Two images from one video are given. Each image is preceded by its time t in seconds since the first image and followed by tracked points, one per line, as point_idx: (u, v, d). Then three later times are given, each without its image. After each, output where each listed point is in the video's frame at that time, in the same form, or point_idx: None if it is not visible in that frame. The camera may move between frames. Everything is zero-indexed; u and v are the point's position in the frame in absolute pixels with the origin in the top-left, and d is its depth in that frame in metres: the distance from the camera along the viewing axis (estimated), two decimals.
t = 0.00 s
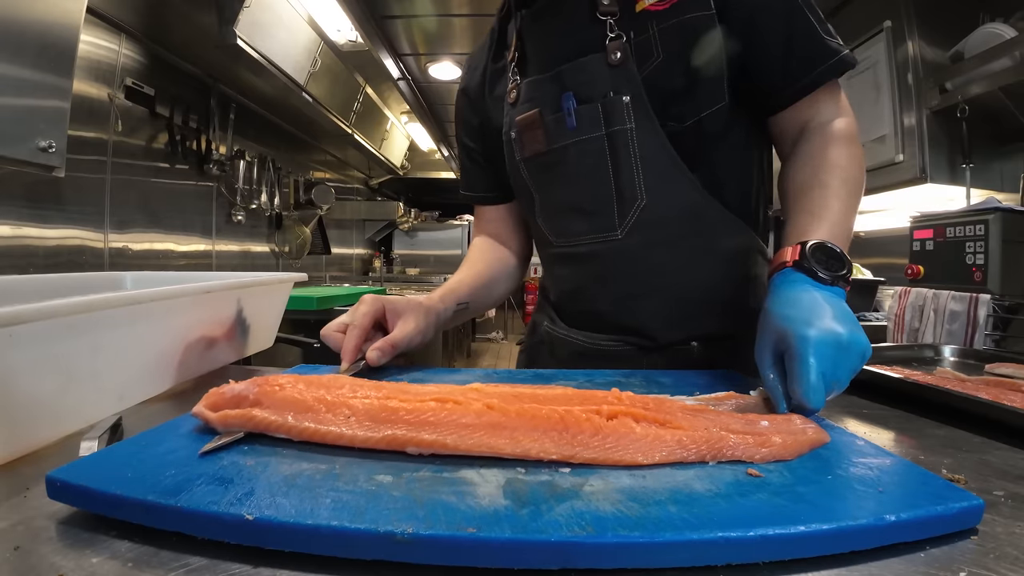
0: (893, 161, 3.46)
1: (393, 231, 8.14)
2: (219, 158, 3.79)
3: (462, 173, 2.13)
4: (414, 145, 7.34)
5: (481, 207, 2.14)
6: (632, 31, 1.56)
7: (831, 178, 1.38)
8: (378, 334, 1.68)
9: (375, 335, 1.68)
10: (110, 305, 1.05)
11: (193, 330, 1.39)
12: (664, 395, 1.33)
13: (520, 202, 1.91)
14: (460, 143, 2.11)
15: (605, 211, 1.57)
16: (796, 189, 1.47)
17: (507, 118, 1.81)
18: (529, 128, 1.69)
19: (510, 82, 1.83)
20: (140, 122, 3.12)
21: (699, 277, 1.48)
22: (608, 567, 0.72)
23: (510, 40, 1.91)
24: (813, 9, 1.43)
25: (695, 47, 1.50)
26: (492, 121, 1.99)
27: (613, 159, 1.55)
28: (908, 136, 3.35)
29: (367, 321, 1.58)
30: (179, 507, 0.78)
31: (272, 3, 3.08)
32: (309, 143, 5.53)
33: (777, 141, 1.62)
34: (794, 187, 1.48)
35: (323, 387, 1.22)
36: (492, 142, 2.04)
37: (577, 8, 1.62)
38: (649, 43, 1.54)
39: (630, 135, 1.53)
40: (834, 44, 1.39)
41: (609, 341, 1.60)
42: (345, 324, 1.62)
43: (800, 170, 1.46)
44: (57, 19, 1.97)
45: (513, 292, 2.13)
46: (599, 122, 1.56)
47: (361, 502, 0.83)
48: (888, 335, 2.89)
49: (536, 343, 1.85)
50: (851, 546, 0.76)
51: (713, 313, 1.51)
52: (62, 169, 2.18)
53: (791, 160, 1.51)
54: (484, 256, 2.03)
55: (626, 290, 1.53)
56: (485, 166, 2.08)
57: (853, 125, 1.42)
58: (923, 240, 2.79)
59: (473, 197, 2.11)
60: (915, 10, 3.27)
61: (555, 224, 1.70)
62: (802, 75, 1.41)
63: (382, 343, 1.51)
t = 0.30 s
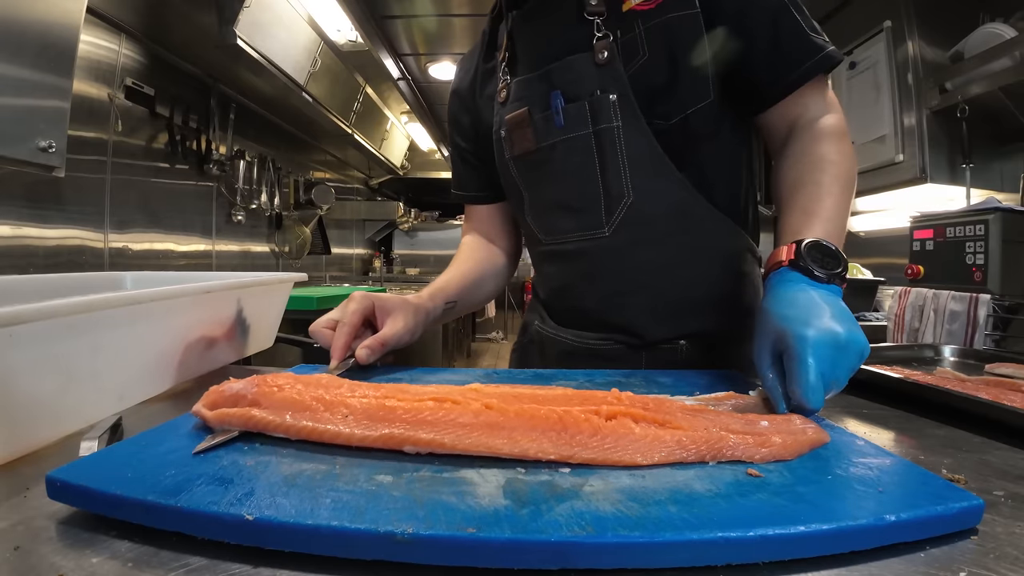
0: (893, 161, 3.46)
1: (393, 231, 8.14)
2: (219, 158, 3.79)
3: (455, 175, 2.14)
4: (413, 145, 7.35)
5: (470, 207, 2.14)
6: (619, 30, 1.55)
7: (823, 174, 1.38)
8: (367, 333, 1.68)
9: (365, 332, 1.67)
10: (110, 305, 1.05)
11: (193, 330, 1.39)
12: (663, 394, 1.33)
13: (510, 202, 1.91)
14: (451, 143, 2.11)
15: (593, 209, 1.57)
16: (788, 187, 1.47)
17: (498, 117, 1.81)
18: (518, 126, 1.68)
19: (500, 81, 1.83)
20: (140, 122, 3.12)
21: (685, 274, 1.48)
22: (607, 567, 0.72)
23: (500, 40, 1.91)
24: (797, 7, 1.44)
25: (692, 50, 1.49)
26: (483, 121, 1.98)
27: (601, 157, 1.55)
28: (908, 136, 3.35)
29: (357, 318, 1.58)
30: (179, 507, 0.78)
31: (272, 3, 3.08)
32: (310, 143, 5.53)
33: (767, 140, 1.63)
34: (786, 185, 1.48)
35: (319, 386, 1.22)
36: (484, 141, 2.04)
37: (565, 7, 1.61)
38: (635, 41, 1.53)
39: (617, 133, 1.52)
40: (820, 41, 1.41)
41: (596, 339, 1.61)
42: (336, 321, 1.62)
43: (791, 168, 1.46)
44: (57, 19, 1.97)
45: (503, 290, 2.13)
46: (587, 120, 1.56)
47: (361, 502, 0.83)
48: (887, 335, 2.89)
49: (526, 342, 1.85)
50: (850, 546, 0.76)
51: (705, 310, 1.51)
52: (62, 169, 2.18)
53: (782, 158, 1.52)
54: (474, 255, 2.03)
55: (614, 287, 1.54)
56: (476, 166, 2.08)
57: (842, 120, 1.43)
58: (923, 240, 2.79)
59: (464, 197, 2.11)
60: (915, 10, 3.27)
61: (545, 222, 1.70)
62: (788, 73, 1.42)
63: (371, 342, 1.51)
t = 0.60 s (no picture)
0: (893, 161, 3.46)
1: (393, 231, 8.14)
2: (219, 158, 3.79)
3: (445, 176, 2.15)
4: (413, 145, 7.35)
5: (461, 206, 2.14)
6: (603, 29, 1.56)
7: (815, 173, 1.38)
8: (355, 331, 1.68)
9: (352, 330, 1.67)
10: (110, 305, 1.05)
11: (193, 330, 1.39)
12: (663, 394, 1.33)
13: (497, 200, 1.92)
14: (440, 144, 2.12)
15: (577, 207, 1.57)
16: (780, 186, 1.48)
17: (484, 116, 1.82)
18: (503, 125, 1.68)
19: (488, 81, 1.85)
20: (140, 122, 3.12)
21: (667, 271, 1.48)
22: (607, 567, 0.72)
23: (488, 42, 1.92)
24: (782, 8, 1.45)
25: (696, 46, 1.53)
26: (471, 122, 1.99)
27: (585, 155, 1.55)
28: (908, 136, 3.35)
29: (345, 319, 1.58)
30: (179, 507, 0.78)
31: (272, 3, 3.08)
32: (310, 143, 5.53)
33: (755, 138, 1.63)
34: (777, 184, 1.49)
35: (317, 389, 1.22)
36: (472, 141, 2.04)
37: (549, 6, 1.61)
38: (619, 41, 1.54)
39: (601, 132, 1.53)
40: (803, 40, 1.42)
41: (583, 340, 1.60)
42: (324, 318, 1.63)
43: (782, 166, 1.46)
44: (56, 19, 1.97)
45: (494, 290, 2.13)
46: (571, 118, 1.56)
47: (361, 502, 0.83)
48: (887, 335, 2.89)
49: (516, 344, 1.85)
50: (850, 546, 0.76)
51: (694, 307, 1.50)
52: (62, 169, 2.18)
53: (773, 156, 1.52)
54: (464, 255, 2.03)
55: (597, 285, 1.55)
56: (465, 166, 2.09)
57: (830, 117, 1.43)
58: (923, 240, 2.79)
59: (453, 197, 2.11)
60: (916, 10, 3.27)
61: (530, 221, 1.70)
62: (772, 71, 1.43)
63: (358, 343, 1.51)
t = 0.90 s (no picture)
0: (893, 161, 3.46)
1: (393, 231, 8.14)
2: (219, 158, 3.79)
3: (432, 176, 2.15)
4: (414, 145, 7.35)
5: (448, 207, 2.14)
6: (587, 29, 1.56)
7: (806, 172, 1.38)
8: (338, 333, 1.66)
9: (336, 333, 1.65)
10: (110, 305, 1.06)
11: (193, 329, 1.39)
12: (663, 394, 1.33)
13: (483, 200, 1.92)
14: (428, 145, 2.12)
15: (563, 206, 1.56)
16: (771, 185, 1.48)
17: (469, 116, 1.81)
18: (488, 125, 1.68)
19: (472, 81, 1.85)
20: (140, 122, 3.12)
21: (652, 270, 1.49)
22: (607, 567, 0.72)
23: (473, 42, 1.92)
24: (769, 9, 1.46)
25: (696, 47, 1.53)
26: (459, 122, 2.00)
27: (569, 156, 1.55)
28: (908, 136, 3.35)
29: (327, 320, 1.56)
30: (179, 507, 0.78)
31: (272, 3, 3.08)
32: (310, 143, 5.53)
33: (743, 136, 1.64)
34: (768, 184, 1.49)
35: (314, 395, 1.22)
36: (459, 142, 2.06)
37: (533, 7, 1.62)
38: (603, 41, 1.54)
39: (585, 132, 1.52)
40: (789, 39, 1.43)
41: (568, 340, 1.60)
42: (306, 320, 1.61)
43: (773, 166, 1.46)
44: (56, 18, 1.97)
45: (481, 292, 2.13)
46: (555, 118, 1.55)
47: (361, 502, 0.83)
48: (887, 335, 2.89)
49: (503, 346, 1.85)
50: (850, 546, 0.76)
51: (681, 306, 1.51)
52: (62, 169, 2.18)
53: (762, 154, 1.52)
54: (450, 255, 2.03)
55: (584, 283, 1.55)
56: (452, 166, 2.09)
57: (818, 116, 1.44)
58: (923, 240, 2.79)
59: (440, 197, 2.11)
60: (916, 9, 3.27)
61: (516, 221, 1.70)
62: (758, 70, 1.44)
63: (339, 345, 1.49)
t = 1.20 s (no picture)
0: (894, 161, 3.47)
1: (393, 232, 8.14)
2: (219, 157, 3.79)
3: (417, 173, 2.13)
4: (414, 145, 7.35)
5: (432, 205, 2.14)
6: (576, 28, 1.56)
7: (798, 171, 1.39)
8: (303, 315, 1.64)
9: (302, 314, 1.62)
10: (111, 306, 1.06)
11: (193, 329, 1.39)
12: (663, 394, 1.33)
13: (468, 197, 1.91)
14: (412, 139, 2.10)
15: (550, 203, 1.56)
16: (766, 185, 1.47)
17: (457, 112, 1.81)
18: (476, 122, 1.68)
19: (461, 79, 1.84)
20: (140, 122, 3.12)
21: (643, 269, 1.48)
22: (607, 566, 0.72)
23: (462, 38, 1.90)
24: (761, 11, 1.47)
25: (696, 47, 1.51)
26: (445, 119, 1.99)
27: (557, 153, 1.55)
28: (908, 136, 3.36)
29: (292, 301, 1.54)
30: (179, 507, 0.78)
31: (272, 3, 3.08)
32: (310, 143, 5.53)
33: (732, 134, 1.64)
34: (762, 184, 1.48)
35: (322, 392, 1.24)
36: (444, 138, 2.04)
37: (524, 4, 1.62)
38: (592, 39, 1.53)
39: (574, 129, 1.52)
40: (777, 39, 1.44)
41: (556, 341, 1.60)
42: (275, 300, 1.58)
43: (766, 165, 1.46)
44: (56, 19, 1.97)
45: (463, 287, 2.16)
46: (543, 115, 1.56)
47: (362, 502, 0.83)
48: (887, 335, 2.89)
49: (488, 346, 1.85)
50: (851, 546, 0.76)
51: (672, 306, 1.50)
52: (62, 169, 2.18)
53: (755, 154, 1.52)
54: (430, 251, 2.05)
55: (569, 282, 1.54)
56: (435, 163, 2.08)
57: (809, 115, 1.45)
58: (923, 240, 2.79)
59: (424, 194, 2.11)
60: (915, 9, 3.28)
61: (502, 218, 1.68)
62: (748, 70, 1.44)
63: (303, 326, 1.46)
